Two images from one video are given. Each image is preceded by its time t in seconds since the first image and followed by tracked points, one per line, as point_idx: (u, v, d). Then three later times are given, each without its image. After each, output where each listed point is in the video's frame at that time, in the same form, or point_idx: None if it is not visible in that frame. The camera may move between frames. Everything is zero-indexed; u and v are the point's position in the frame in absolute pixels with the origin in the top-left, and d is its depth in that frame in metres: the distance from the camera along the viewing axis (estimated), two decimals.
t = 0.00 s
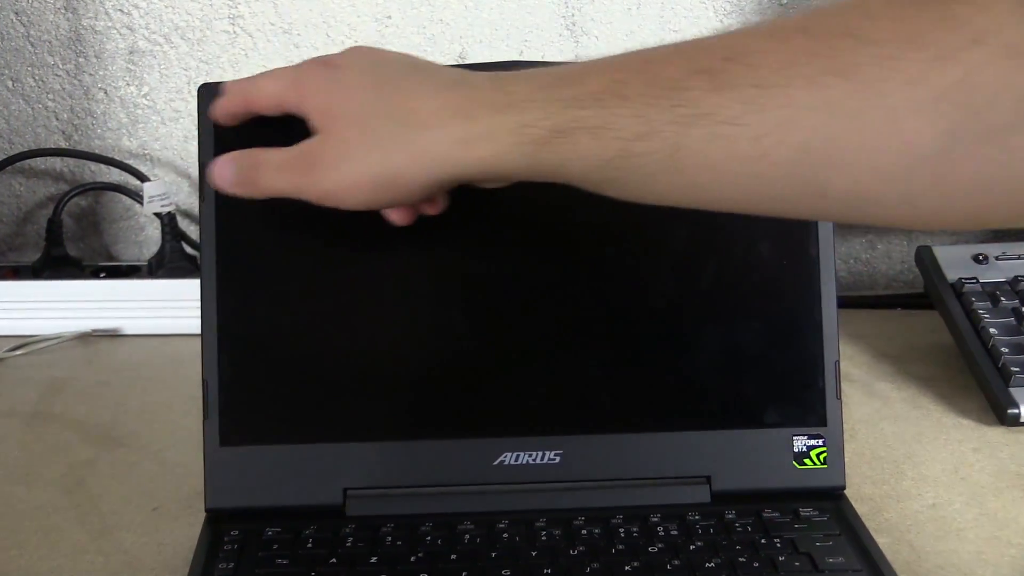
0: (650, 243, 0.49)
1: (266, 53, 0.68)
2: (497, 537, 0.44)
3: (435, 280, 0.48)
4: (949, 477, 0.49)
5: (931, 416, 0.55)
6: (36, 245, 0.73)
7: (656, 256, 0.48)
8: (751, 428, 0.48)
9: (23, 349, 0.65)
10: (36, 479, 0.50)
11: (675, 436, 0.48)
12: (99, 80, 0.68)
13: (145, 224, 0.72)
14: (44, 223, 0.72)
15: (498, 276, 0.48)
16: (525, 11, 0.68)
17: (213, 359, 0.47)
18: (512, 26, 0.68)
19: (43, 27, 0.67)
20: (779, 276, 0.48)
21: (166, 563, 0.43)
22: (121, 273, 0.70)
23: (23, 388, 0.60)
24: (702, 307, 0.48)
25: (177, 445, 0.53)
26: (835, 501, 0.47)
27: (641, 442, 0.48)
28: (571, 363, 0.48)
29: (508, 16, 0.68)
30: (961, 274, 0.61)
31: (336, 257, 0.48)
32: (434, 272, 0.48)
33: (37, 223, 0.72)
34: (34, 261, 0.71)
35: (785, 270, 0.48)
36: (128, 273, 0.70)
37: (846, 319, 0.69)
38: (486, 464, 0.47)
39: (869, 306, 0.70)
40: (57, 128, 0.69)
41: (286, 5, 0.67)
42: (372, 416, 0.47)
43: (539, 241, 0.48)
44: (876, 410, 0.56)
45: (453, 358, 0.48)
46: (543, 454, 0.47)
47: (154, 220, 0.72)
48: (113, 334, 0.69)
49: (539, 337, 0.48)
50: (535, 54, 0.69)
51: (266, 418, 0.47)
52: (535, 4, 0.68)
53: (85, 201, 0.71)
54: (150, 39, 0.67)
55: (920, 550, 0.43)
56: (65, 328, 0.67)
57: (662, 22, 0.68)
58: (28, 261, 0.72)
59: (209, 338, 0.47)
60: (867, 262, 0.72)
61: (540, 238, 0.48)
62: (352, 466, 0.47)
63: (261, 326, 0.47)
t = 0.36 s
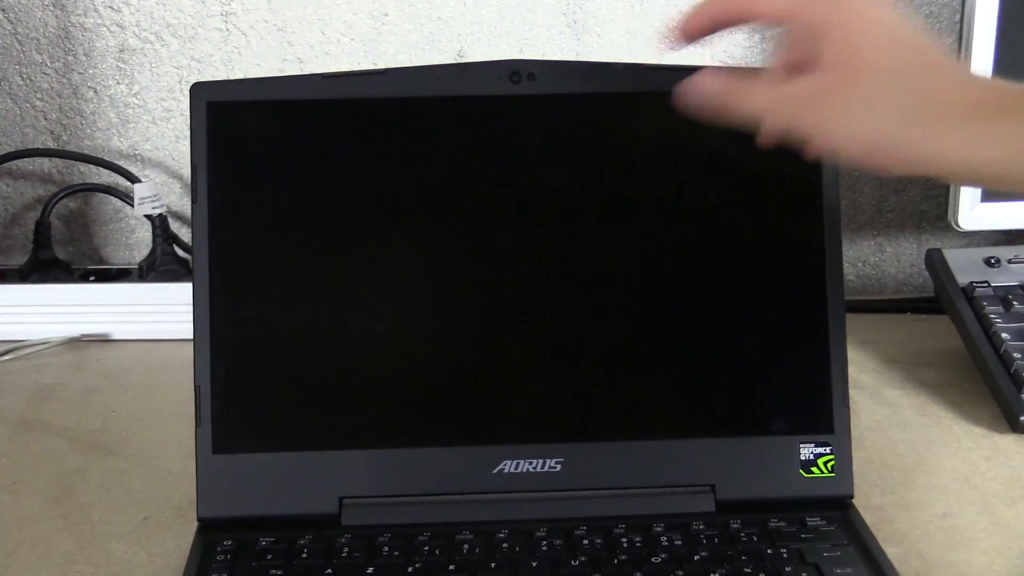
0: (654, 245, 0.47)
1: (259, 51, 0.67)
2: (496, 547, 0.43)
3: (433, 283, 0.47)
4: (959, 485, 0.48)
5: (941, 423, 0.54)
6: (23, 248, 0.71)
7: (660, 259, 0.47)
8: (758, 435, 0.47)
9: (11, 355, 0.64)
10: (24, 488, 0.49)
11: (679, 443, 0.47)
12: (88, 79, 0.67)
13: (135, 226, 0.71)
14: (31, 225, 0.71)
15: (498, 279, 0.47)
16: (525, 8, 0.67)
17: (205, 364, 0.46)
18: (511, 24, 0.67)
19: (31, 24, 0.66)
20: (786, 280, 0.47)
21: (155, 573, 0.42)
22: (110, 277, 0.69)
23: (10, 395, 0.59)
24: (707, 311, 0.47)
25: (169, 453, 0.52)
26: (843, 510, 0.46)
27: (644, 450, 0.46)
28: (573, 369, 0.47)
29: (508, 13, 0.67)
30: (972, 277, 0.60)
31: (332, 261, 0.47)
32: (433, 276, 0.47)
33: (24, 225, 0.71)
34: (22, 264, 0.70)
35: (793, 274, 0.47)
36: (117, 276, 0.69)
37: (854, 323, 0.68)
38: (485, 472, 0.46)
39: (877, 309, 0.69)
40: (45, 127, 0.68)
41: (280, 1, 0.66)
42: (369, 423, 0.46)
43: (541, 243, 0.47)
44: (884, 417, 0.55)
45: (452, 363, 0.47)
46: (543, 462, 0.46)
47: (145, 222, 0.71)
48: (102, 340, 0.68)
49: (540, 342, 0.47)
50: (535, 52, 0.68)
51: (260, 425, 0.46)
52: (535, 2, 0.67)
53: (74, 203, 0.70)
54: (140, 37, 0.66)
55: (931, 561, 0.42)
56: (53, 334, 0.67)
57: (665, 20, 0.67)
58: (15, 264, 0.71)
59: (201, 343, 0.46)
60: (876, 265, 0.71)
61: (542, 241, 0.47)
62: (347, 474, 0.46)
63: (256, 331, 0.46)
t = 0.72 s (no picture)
0: (658, 246, 0.46)
1: (253, 47, 0.66)
2: (496, 555, 0.42)
3: (432, 285, 0.46)
4: (970, 491, 0.47)
5: (951, 428, 0.53)
6: (12, 250, 0.70)
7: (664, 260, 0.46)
8: (764, 439, 0.46)
9: None
10: (12, 494, 0.47)
11: (684, 449, 0.45)
12: (77, 76, 0.66)
13: (126, 226, 0.70)
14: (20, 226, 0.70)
15: (498, 281, 0.46)
16: (526, 3, 0.66)
17: (198, 367, 0.45)
18: (511, 20, 0.66)
19: (19, 20, 0.65)
20: (793, 281, 0.46)
21: None
22: (100, 279, 0.68)
23: None
24: (712, 313, 0.46)
25: (162, 459, 0.51)
26: (850, 517, 0.45)
27: (647, 455, 0.45)
28: (574, 372, 0.46)
29: (508, 8, 0.66)
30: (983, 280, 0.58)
31: (327, 261, 0.46)
32: (432, 276, 0.46)
33: (13, 227, 0.70)
34: (10, 265, 0.69)
35: (801, 275, 0.46)
36: (108, 278, 0.68)
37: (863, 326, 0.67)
38: (484, 478, 0.45)
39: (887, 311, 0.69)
40: (33, 125, 0.67)
41: None
42: (366, 427, 0.45)
43: (543, 244, 0.46)
44: (894, 422, 0.54)
45: (451, 367, 0.46)
46: (544, 468, 0.45)
47: (137, 223, 0.70)
48: (92, 343, 0.67)
49: (541, 345, 0.46)
50: (535, 48, 0.66)
51: (254, 430, 0.45)
52: None
53: (63, 203, 0.69)
54: (131, 33, 0.65)
55: (942, 569, 0.41)
56: (42, 337, 0.66)
57: (668, 15, 0.66)
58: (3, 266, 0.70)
59: (193, 346, 0.45)
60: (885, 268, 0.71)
61: (544, 242, 0.46)
62: (343, 481, 0.45)
63: (250, 334, 0.45)
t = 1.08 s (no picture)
0: (662, 247, 0.45)
1: (249, 44, 0.65)
2: (496, 561, 0.41)
3: (432, 287, 0.45)
4: (979, 497, 0.46)
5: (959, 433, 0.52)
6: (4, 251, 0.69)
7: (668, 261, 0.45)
8: (769, 444, 0.45)
9: None
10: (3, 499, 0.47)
11: (689, 453, 0.45)
12: (70, 74, 0.65)
13: (120, 227, 0.69)
14: (11, 226, 0.69)
15: (499, 282, 0.45)
16: None
17: (193, 370, 0.44)
18: (512, 16, 0.65)
19: (11, 17, 0.64)
20: (800, 283, 0.45)
21: None
22: (94, 280, 0.67)
23: None
24: (717, 316, 0.45)
25: (157, 464, 0.51)
26: (857, 523, 0.44)
27: (651, 459, 0.45)
28: (576, 375, 0.45)
29: (508, 5, 0.65)
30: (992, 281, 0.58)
31: (325, 262, 0.45)
32: (431, 277, 0.45)
33: (5, 227, 0.69)
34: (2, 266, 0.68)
35: (807, 277, 0.45)
36: (101, 279, 0.67)
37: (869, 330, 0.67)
38: (484, 483, 0.44)
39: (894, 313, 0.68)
40: (26, 124, 0.66)
41: None
42: (364, 430, 0.44)
43: (544, 245, 0.45)
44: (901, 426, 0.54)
45: (452, 371, 0.45)
46: (545, 473, 0.44)
47: (130, 223, 0.69)
48: (85, 345, 0.66)
49: (543, 347, 0.45)
50: (537, 45, 0.66)
51: (250, 435, 0.44)
52: None
53: (56, 203, 0.68)
54: (125, 30, 0.64)
55: None
56: (34, 339, 0.65)
57: (672, 12, 0.65)
58: None
59: (188, 349, 0.44)
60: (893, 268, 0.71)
61: (546, 243, 0.45)
62: (341, 486, 0.44)
63: (246, 336, 0.44)
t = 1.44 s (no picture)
0: (665, 251, 0.45)
1: (250, 46, 0.65)
2: (497, 566, 0.41)
3: (434, 290, 0.45)
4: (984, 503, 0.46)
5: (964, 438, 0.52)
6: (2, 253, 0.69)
7: (671, 264, 0.45)
8: (772, 449, 0.44)
9: None
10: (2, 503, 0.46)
11: (692, 458, 0.44)
12: (70, 75, 0.65)
13: (119, 229, 0.69)
14: (10, 228, 0.68)
15: (501, 286, 0.45)
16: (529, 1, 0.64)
17: (192, 374, 0.44)
18: (514, 17, 0.65)
19: (10, 17, 0.64)
20: (803, 287, 0.45)
21: None
22: (93, 283, 0.67)
23: None
24: (720, 320, 0.45)
25: (157, 468, 0.50)
26: (861, 528, 0.43)
27: (653, 465, 0.44)
28: (579, 380, 0.45)
29: (510, 6, 0.64)
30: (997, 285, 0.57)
31: (326, 266, 0.45)
32: (433, 281, 0.45)
33: (3, 228, 0.69)
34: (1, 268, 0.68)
35: (811, 280, 0.45)
36: (100, 282, 0.67)
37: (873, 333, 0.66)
38: (486, 488, 0.44)
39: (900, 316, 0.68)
40: (24, 125, 0.66)
41: None
42: (363, 434, 0.44)
43: (547, 248, 0.45)
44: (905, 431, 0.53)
45: (453, 375, 0.45)
46: (547, 478, 0.44)
47: (129, 225, 0.69)
48: (84, 348, 0.66)
49: (545, 352, 0.45)
50: (539, 46, 0.65)
51: (250, 439, 0.44)
52: None
53: (55, 205, 0.68)
54: (125, 31, 0.64)
55: None
56: (33, 342, 0.65)
57: (675, 13, 0.65)
58: None
59: (188, 352, 0.44)
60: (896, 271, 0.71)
61: (548, 246, 0.45)
62: (341, 490, 0.43)
63: (246, 339, 0.44)
